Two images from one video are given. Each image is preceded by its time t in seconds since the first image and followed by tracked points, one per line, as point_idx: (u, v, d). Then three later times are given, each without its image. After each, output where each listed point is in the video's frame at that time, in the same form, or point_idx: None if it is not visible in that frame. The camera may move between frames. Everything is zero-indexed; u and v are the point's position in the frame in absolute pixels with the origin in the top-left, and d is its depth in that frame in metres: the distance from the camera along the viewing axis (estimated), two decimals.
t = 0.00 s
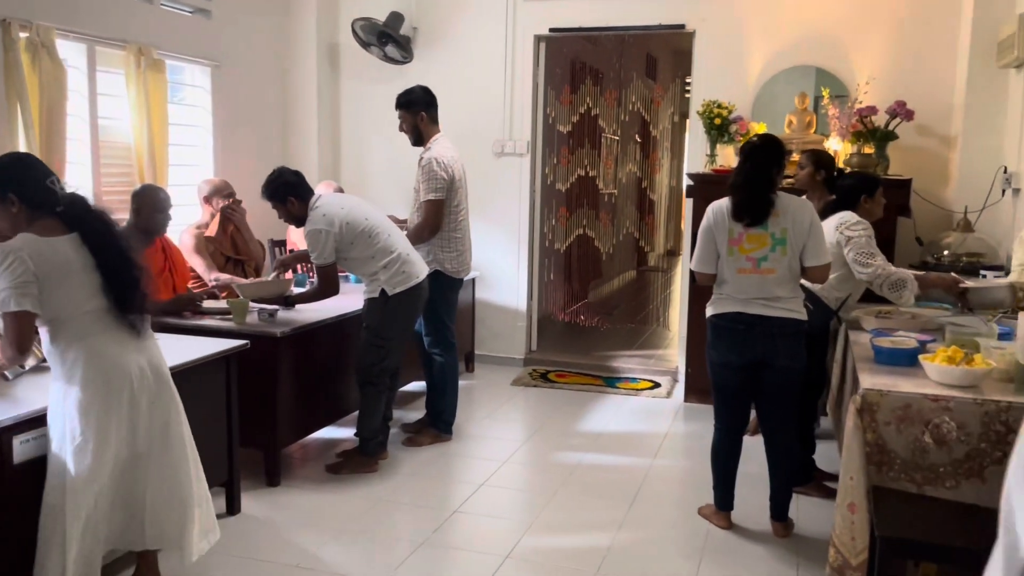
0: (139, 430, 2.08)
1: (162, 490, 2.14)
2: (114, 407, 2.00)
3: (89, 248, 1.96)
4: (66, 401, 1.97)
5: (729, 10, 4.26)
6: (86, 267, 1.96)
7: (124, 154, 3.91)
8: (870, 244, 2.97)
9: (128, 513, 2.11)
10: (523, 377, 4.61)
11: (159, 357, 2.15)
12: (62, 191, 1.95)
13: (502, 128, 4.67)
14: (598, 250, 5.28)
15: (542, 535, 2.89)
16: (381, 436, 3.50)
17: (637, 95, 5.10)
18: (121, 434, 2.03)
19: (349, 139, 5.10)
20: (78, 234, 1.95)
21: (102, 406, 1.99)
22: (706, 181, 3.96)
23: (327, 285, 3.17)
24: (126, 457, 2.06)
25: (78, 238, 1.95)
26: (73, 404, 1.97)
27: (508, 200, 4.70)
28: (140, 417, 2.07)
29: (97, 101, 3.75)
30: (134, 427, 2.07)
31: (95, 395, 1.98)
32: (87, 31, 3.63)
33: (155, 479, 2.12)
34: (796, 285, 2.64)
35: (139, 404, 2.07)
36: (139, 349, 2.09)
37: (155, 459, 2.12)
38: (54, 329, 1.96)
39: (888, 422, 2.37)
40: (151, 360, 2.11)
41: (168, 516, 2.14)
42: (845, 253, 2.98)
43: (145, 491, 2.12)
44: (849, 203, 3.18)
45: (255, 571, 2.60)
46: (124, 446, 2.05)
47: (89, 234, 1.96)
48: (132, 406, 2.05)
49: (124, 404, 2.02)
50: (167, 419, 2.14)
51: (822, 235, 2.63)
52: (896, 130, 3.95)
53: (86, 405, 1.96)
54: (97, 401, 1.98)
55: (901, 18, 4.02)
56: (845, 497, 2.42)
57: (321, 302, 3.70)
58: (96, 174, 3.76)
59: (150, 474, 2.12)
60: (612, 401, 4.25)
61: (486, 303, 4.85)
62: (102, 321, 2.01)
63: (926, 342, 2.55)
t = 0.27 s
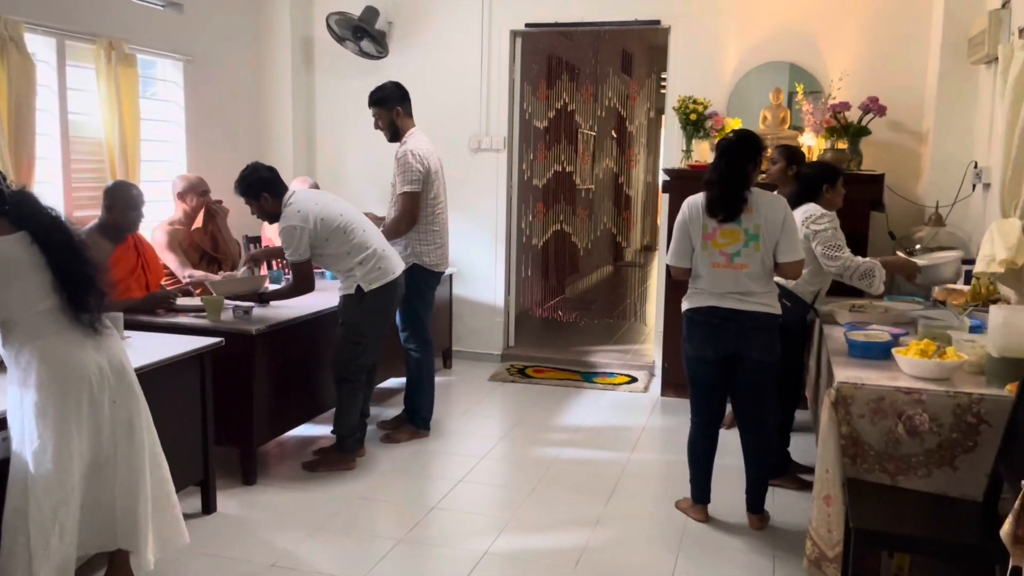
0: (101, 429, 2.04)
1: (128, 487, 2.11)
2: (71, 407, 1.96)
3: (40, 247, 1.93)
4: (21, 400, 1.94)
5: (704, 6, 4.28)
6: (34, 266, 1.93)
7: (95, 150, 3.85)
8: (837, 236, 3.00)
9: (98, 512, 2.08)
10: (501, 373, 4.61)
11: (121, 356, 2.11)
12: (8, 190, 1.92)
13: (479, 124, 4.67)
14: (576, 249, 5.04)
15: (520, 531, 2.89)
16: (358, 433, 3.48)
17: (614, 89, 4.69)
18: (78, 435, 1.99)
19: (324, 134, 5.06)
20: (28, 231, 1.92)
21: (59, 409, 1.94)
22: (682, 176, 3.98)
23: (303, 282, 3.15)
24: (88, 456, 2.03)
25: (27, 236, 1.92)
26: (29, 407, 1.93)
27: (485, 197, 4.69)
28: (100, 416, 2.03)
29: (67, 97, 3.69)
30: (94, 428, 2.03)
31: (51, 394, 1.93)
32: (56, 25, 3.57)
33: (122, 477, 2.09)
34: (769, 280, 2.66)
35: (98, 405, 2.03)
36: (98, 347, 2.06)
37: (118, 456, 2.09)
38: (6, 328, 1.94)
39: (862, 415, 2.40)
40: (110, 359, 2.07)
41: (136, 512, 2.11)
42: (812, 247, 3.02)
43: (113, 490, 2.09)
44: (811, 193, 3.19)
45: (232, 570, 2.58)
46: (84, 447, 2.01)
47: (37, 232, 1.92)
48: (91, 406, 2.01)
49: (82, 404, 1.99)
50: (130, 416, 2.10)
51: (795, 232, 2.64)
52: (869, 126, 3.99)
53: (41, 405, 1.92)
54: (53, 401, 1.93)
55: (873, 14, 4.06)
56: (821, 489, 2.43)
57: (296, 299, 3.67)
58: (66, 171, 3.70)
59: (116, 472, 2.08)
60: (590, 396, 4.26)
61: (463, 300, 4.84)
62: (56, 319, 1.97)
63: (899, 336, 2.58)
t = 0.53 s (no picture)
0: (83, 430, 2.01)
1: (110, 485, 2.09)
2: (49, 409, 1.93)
3: (11, 247, 1.87)
4: None
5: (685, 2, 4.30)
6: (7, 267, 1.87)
7: (73, 147, 3.80)
8: (812, 229, 3.05)
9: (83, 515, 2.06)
10: (483, 369, 4.62)
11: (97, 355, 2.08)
12: None
13: (460, 120, 4.66)
14: (558, 243, 5.22)
15: (506, 526, 2.90)
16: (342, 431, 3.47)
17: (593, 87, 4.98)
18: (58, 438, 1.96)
19: (304, 130, 5.03)
20: None
21: (36, 411, 1.92)
22: (663, 172, 4.01)
23: (284, 279, 3.13)
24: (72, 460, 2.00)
25: None
26: (6, 411, 1.90)
27: (467, 193, 4.69)
28: (81, 417, 2.01)
29: (44, 93, 3.63)
30: (75, 431, 2.00)
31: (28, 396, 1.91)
32: (32, 20, 3.51)
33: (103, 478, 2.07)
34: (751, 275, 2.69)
35: (79, 406, 2.01)
36: (74, 347, 2.02)
37: (99, 457, 2.07)
38: None
39: (842, 408, 2.43)
40: (87, 358, 2.04)
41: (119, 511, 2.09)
42: (793, 243, 3.06)
43: (96, 492, 2.07)
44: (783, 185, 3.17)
45: (218, 569, 2.56)
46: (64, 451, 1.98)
47: (9, 233, 1.86)
48: (71, 407, 1.99)
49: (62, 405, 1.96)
50: (108, 415, 2.08)
51: (776, 228, 2.68)
52: (847, 122, 4.04)
53: (19, 408, 1.91)
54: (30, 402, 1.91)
55: (851, 12, 4.11)
56: (803, 482, 2.47)
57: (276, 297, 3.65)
58: (44, 168, 3.65)
59: (99, 474, 2.06)
60: (572, 391, 4.28)
61: (445, 296, 4.84)
62: (31, 319, 1.94)
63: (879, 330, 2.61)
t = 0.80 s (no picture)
0: (60, 427, 1.98)
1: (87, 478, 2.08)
2: (25, 405, 1.90)
3: None
4: None
5: None
6: None
7: (48, 142, 3.75)
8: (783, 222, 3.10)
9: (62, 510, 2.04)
10: (464, 364, 4.61)
11: (69, 346, 2.05)
12: None
13: (440, 114, 4.65)
14: (539, 239, 5.02)
15: (487, 519, 2.90)
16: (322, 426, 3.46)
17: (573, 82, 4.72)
18: (36, 433, 1.93)
19: (282, 125, 5.00)
20: None
21: (11, 409, 1.89)
22: (643, 167, 4.02)
23: (261, 274, 3.11)
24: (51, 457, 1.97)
25: None
26: None
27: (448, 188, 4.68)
28: (57, 413, 1.98)
29: (18, 87, 3.58)
30: (52, 425, 1.97)
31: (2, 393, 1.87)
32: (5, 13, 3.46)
33: (80, 471, 2.05)
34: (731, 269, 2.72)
35: (55, 400, 1.98)
36: (47, 340, 1.99)
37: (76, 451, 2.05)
38: None
39: (819, 399, 2.46)
40: (60, 352, 2.01)
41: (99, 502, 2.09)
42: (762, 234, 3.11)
43: (72, 485, 2.05)
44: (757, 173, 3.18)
45: (197, 565, 2.55)
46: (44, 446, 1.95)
47: None
48: (47, 402, 1.96)
49: (38, 400, 1.93)
50: (83, 408, 2.06)
51: (757, 221, 2.70)
52: (823, 117, 4.08)
53: None
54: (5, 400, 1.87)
55: (828, 8, 4.14)
56: (780, 472, 2.49)
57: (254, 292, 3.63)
58: (18, 164, 3.60)
59: (75, 467, 2.04)
60: (553, 385, 4.30)
61: (426, 291, 4.83)
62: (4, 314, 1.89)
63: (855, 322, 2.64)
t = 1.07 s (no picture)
0: (33, 418, 1.96)
1: (63, 468, 2.06)
2: None
3: None
4: None
5: None
6: None
7: (23, 137, 3.72)
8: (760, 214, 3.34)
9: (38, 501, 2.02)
10: (445, 358, 4.62)
11: (42, 339, 2.01)
12: None
13: (420, 109, 4.66)
14: (519, 233, 5.23)
15: (467, 510, 2.92)
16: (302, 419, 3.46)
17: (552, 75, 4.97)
18: (10, 426, 1.90)
19: (261, 120, 4.99)
20: None
21: None
22: (622, 160, 4.04)
23: (238, 269, 3.11)
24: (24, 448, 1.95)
25: None
26: None
27: (428, 182, 4.69)
28: (30, 405, 1.95)
29: None
30: (26, 418, 1.95)
31: None
32: None
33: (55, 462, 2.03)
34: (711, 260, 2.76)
35: (29, 393, 1.95)
36: (21, 334, 1.94)
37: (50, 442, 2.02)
38: None
39: (793, 387, 2.48)
40: (35, 346, 1.97)
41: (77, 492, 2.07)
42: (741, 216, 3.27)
43: (45, 477, 2.03)
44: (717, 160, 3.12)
45: (176, 558, 2.54)
46: (17, 438, 1.92)
47: None
48: (21, 395, 1.93)
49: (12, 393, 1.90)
50: (57, 400, 2.04)
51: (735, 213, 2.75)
52: (800, 111, 4.12)
53: None
54: None
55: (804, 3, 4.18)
56: (756, 460, 2.52)
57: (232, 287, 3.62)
58: None
59: (47, 459, 2.02)
60: (534, 378, 4.32)
61: (408, 286, 4.83)
62: None
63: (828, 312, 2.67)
